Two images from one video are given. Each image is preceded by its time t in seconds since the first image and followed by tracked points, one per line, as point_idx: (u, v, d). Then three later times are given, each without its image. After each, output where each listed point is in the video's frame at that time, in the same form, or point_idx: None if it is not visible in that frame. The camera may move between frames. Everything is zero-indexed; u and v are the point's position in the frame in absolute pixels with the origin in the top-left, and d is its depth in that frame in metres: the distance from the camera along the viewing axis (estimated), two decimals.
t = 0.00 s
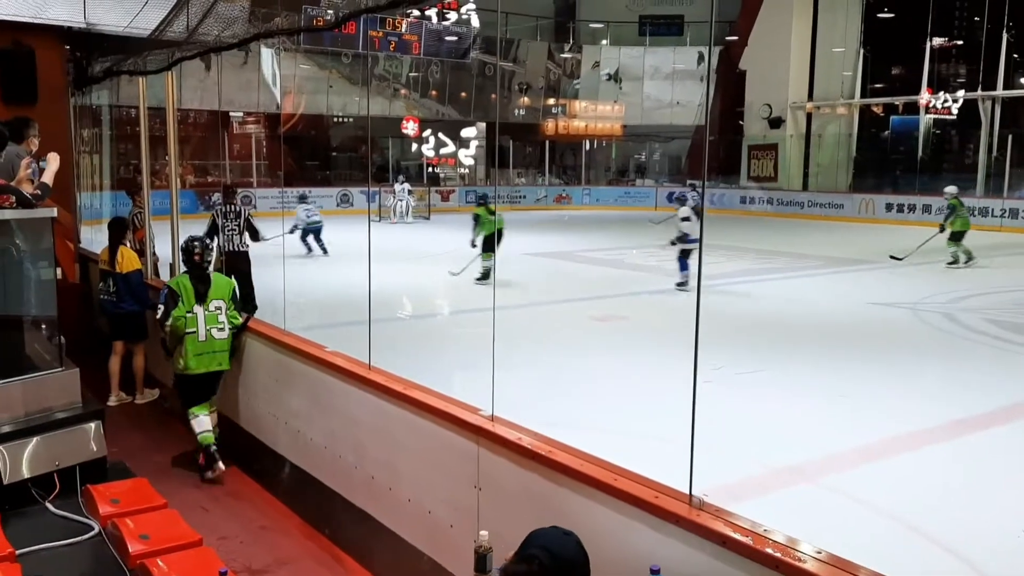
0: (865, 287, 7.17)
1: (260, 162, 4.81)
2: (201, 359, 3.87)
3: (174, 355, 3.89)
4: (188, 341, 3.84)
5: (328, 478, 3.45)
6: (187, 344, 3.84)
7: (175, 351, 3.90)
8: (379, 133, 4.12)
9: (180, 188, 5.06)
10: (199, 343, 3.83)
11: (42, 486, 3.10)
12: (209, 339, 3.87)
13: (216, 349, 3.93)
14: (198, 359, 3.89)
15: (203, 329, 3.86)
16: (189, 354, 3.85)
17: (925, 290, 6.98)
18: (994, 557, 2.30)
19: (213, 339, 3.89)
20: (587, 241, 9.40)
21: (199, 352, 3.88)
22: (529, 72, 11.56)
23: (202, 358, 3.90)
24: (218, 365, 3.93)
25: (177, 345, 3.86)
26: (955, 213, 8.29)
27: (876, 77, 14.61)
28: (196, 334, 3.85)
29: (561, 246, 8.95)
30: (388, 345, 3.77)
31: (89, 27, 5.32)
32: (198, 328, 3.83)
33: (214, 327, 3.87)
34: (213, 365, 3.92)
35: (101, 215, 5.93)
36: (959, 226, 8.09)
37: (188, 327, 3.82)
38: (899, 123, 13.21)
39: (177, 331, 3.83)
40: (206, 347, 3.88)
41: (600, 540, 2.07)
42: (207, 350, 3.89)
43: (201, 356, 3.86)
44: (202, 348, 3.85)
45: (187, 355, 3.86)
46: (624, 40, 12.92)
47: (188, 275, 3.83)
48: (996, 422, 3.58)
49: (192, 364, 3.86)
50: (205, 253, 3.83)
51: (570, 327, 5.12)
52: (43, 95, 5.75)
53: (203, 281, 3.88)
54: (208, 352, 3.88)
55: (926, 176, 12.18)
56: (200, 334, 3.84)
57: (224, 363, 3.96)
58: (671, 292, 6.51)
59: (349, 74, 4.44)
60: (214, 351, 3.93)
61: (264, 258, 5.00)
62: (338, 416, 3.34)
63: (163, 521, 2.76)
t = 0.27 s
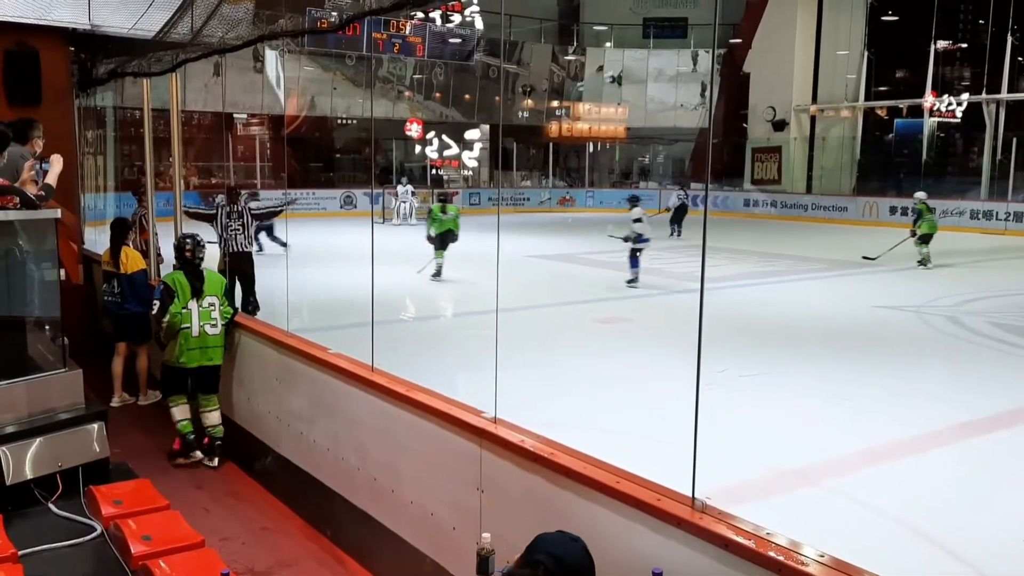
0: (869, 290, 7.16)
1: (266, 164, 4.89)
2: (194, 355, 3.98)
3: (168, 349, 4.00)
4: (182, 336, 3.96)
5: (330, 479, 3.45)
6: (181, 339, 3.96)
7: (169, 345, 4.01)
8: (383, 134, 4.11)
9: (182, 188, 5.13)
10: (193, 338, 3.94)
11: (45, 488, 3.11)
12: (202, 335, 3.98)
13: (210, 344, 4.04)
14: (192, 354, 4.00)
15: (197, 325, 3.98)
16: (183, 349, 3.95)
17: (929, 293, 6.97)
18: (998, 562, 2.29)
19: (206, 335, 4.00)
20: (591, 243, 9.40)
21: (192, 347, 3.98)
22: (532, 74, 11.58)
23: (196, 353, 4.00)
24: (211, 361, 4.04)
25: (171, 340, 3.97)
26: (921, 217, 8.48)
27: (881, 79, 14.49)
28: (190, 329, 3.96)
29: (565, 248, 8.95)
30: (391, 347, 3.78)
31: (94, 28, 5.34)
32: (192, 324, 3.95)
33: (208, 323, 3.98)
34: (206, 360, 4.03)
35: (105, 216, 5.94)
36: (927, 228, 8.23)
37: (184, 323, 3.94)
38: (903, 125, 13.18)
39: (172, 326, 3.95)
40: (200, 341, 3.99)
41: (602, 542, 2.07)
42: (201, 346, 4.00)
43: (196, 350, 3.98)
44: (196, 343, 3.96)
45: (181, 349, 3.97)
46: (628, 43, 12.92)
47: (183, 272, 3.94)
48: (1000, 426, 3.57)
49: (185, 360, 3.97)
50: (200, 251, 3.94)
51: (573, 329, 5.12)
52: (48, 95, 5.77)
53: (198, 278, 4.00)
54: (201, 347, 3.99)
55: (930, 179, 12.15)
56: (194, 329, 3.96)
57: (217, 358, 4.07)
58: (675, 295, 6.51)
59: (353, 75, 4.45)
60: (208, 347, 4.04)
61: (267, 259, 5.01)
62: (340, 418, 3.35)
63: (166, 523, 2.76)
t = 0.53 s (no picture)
0: (872, 292, 7.15)
1: (267, 165, 4.85)
2: (189, 354, 4.08)
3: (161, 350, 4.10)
4: (174, 337, 4.05)
5: (331, 480, 3.45)
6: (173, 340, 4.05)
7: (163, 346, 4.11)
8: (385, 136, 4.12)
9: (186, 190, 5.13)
10: (184, 338, 4.04)
11: (48, 488, 3.11)
12: (194, 334, 4.07)
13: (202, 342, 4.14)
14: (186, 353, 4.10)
15: (188, 325, 4.06)
16: (177, 349, 4.05)
17: (932, 295, 6.96)
18: (999, 564, 2.29)
19: (198, 333, 4.09)
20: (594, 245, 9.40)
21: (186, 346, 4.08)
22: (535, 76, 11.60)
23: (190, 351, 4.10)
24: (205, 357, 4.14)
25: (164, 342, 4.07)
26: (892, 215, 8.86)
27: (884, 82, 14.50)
28: (181, 330, 4.05)
29: (567, 250, 8.95)
30: (392, 348, 3.78)
31: (98, 29, 5.33)
32: (182, 325, 4.04)
33: (198, 322, 4.07)
34: (200, 358, 4.13)
35: (108, 217, 5.93)
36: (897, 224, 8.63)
37: (174, 325, 4.02)
38: (906, 127, 13.12)
39: (164, 329, 4.03)
40: (191, 341, 4.08)
41: (604, 544, 2.07)
42: (194, 344, 4.09)
43: (188, 350, 4.07)
44: (189, 343, 4.06)
45: (174, 350, 4.07)
46: (631, 45, 12.93)
47: (168, 275, 3.99)
48: (1002, 428, 3.57)
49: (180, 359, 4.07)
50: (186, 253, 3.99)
51: (575, 331, 5.13)
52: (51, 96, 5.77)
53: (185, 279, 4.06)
54: (194, 346, 4.08)
55: (933, 182, 12.14)
56: (185, 330, 4.04)
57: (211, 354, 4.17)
58: (676, 296, 6.52)
59: (356, 77, 4.46)
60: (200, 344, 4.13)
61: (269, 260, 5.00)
62: (342, 419, 3.35)
63: (168, 523, 2.76)
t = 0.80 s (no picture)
0: (874, 294, 7.16)
1: (269, 167, 4.74)
2: (181, 348, 4.21)
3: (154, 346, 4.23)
4: (166, 333, 4.18)
5: (333, 482, 3.45)
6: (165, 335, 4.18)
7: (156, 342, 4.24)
8: (389, 138, 4.12)
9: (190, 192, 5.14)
10: (176, 332, 4.16)
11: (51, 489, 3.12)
12: (186, 328, 4.20)
13: (194, 336, 4.27)
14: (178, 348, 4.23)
15: (179, 320, 4.19)
16: (169, 344, 4.18)
17: (934, 298, 6.96)
18: (1001, 566, 2.29)
19: (190, 327, 4.23)
20: (597, 248, 9.41)
21: (178, 341, 4.21)
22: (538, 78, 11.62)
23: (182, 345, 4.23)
24: (196, 350, 4.27)
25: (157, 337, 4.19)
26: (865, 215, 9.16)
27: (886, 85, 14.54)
28: (173, 325, 4.18)
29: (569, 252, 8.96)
30: (395, 349, 3.79)
31: (101, 31, 5.34)
32: (174, 319, 4.17)
33: (189, 316, 4.20)
34: (193, 351, 4.26)
35: (111, 219, 5.92)
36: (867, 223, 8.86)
37: (165, 320, 4.15)
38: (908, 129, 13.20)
39: (155, 325, 4.16)
40: (183, 335, 4.21)
41: (605, 547, 2.07)
42: (185, 339, 4.22)
43: (180, 344, 4.20)
44: (181, 337, 4.19)
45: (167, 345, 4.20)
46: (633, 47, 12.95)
47: (159, 273, 4.13)
48: (1005, 431, 3.57)
49: (173, 353, 4.20)
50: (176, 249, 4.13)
51: (577, 333, 5.14)
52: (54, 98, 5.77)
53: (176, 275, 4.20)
54: (186, 340, 4.21)
55: (936, 184, 12.14)
56: (177, 324, 4.17)
57: (203, 347, 4.30)
58: (678, 298, 6.52)
59: (358, 79, 4.45)
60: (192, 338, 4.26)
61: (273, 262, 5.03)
62: (344, 420, 3.35)
63: (169, 524, 2.77)
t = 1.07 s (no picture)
0: (878, 298, 7.15)
1: (272, 169, 4.78)
2: (172, 349, 4.20)
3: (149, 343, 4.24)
4: (161, 331, 4.18)
5: (335, 483, 3.44)
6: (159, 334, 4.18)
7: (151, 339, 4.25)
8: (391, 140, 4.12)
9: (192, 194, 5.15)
10: (170, 332, 4.17)
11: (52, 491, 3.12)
12: (181, 330, 4.20)
13: (188, 338, 4.26)
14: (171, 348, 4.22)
15: (175, 320, 4.19)
16: (161, 343, 4.18)
17: (938, 301, 6.95)
18: (1005, 570, 2.28)
19: (184, 329, 4.22)
20: (599, 251, 9.40)
21: (171, 341, 4.20)
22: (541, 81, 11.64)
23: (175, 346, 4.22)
24: (188, 354, 4.26)
25: (151, 334, 4.20)
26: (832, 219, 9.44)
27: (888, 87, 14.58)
28: (168, 324, 4.18)
29: (572, 255, 8.96)
30: (397, 352, 3.79)
31: (106, 33, 5.34)
32: (170, 319, 4.17)
33: (185, 319, 4.20)
34: (184, 354, 4.24)
35: (115, 220, 5.93)
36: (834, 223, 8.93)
37: (161, 319, 4.16)
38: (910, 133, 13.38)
39: (151, 321, 4.17)
40: (177, 336, 4.21)
41: (608, 550, 2.06)
42: (179, 340, 4.22)
43: (172, 345, 4.19)
44: (175, 338, 4.19)
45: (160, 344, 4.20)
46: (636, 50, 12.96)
47: (162, 270, 4.17)
48: (1009, 435, 3.56)
49: (164, 353, 4.19)
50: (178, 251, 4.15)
51: (580, 336, 5.14)
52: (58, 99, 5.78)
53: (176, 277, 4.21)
54: (179, 341, 4.21)
55: (939, 188, 12.13)
56: (171, 324, 4.17)
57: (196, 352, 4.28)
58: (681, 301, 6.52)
59: (361, 81, 4.44)
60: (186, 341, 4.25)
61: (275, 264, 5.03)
62: (346, 423, 3.34)
63: (171, 526, 2.77)
